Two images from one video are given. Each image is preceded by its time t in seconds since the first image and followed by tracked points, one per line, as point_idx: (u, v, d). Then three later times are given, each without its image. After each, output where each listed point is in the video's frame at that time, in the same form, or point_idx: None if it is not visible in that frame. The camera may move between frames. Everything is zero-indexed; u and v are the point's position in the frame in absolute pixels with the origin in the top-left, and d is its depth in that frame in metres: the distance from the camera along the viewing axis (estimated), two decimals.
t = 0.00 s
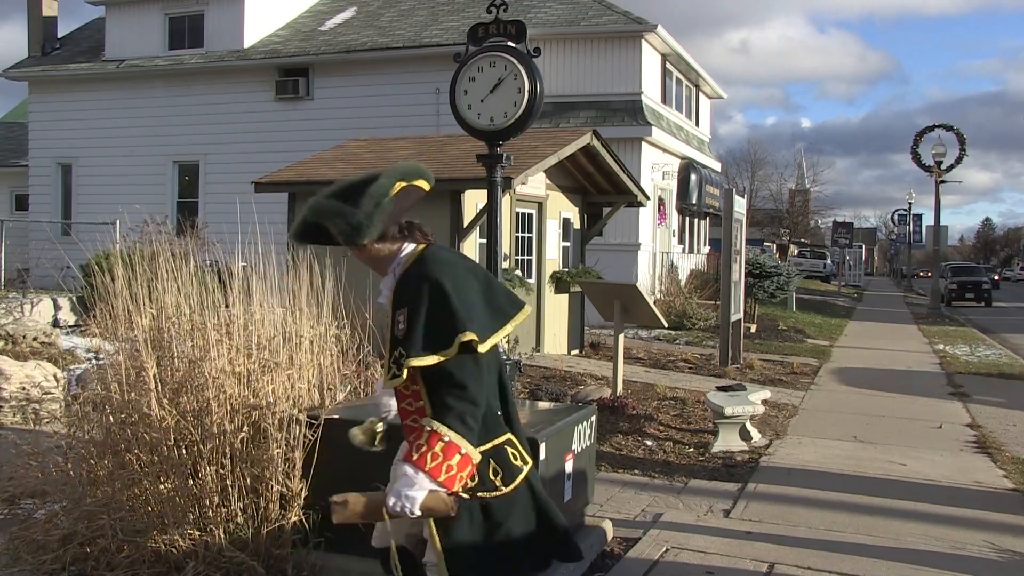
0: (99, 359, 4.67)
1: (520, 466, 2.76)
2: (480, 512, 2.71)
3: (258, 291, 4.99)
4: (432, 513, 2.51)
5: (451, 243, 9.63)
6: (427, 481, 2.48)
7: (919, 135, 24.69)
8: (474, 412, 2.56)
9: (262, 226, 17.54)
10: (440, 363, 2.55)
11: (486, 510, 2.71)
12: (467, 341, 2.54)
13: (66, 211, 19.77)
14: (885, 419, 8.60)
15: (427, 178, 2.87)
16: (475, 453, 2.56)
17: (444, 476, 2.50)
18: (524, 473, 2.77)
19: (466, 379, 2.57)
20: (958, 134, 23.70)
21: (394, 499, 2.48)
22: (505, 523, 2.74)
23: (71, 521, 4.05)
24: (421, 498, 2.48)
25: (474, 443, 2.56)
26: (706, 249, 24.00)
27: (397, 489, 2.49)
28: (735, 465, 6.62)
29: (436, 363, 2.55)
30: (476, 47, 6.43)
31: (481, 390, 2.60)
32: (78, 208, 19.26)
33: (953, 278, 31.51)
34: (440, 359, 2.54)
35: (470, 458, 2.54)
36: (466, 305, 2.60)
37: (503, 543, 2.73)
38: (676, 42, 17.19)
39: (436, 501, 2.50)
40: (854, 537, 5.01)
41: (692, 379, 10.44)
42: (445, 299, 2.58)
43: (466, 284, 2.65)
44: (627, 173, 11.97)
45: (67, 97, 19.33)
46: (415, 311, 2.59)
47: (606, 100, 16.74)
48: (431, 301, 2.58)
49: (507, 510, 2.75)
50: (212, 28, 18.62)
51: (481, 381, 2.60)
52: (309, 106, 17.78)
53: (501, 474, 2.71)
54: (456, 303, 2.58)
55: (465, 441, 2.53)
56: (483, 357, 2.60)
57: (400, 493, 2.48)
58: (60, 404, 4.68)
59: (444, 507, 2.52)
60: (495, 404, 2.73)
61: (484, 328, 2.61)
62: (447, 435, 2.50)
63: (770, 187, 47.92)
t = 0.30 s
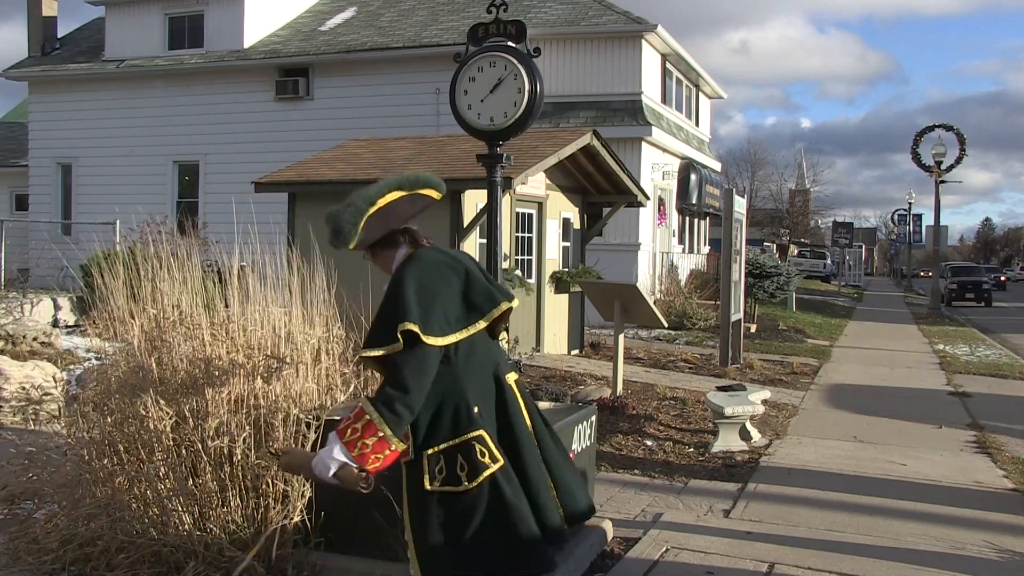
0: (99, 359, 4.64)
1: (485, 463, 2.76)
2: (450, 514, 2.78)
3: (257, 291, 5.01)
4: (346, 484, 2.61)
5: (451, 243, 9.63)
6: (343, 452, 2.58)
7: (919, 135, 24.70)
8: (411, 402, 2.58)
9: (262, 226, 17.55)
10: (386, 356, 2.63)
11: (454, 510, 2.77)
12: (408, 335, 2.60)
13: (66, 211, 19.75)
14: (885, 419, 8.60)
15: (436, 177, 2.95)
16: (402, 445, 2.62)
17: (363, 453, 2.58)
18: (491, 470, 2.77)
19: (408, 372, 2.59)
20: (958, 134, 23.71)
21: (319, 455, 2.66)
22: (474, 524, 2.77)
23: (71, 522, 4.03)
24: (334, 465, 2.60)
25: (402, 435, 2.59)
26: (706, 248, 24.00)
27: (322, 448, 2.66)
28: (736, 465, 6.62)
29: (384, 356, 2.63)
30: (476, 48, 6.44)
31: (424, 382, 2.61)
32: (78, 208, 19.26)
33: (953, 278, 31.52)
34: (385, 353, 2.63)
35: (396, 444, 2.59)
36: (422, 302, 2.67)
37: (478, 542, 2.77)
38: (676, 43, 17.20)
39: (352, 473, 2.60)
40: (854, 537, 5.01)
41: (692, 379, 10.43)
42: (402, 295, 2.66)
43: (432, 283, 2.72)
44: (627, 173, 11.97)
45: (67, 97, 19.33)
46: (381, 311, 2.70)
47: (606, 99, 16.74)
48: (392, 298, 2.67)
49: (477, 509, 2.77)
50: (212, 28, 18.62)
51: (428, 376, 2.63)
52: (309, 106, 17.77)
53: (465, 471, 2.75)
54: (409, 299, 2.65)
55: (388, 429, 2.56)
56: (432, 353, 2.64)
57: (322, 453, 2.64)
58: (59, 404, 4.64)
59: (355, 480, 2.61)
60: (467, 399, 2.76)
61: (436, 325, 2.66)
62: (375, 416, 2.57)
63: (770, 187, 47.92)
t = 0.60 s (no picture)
0: (99, 359, 4.64)
1: (461, 443, 3.02)
2: (431, 491, 3.06)
3: (258, 291, 5.01)
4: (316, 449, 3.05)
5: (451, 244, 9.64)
6: (309, 424, 2.99)
7: (919, 135, 24.69)
8: (378, 385, 2.89)
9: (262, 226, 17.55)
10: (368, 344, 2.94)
11: (434, 487, 3.05)
12: (387, 329, 2.90)
13: (66, 211, 19.76)
14: (885, 419, 8.59)
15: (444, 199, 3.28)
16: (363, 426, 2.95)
17: (325, 429, 2.97)
18: (466, 451, 3.02)
19: (379, 361, 2.89)
20: (958, 134, 23.73)
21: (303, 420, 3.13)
22: (451, 499, 3.03)
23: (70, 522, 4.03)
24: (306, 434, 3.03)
25: (362, 419, 2.91)
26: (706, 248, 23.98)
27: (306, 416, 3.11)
28: (735, 465, 6.62)
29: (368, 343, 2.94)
30: (476, 48, 6.45)
31: (391, 369, 2.89)
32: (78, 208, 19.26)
33: (953, 278, 31.49)
34: (368, 340, 2.94)
35: (355, 424, 2.92)
36: (412, 300, 2.97)
37: (455, 517, 3.02)
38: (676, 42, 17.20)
39: (322, 441, 3.01)
40: (855, 537, 5.01)
41: (692, 379, 10.43)
42: (395, 292, 2.97)
43: (429, 286, 3.03)
44: (627, 173, 11.97)
45: (67, 97, 19.33)
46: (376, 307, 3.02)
47: (606, 99, 16.74)
48: (386, 295, 2.98)
49: (452, 489, 3.03)
50: (212, 28, 18.62)
51: (403, 364, 2.92)
52: (309, 106, 17.77)
53: (444, 450, 3.03)
54: (400, 296, 2.96)
55: (347, 410, 2.89)
56: (411, 345, 2.93)
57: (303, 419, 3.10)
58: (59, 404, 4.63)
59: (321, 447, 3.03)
60: (458, 386, 3.05)
61: (423, 322, 2.96)
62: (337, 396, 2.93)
63: (770, 187, 47.87)
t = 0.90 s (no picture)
0: (99, 359, 4.65)
1: (467, 439, 3.02)
2: (436, 485, 3.06)
3: (258, 291, 5.02)
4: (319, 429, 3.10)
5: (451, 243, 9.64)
6: (311, 407, 3.02)
7: (919, 135, 24.70)
8: (377, 380, 2.90)
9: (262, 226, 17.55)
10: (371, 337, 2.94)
11: (439, 481, 3.05)
12: (390, 325, 2.90)
13: (66, 211, 19.75)
14: (885, 419, 8.60)
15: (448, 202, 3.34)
16: (363, 415, 2.97)
17: (326, 414, 2.99)
18: (472, 446, 3.02)
19: (380, 354, 2.89)
20: (958, 133, 23.76)
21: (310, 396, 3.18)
22: (459, 493, 3.04)
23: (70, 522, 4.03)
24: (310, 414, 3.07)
25: (361, 410, 2.93)
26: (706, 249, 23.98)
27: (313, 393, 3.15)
28: (735, 465, 6.62)
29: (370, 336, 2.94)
30: (476, 47, 6.45)
31: (392, 363, 2.90)
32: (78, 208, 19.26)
33: (953, 278, 31.51)
34: (370, 333, 2.94)
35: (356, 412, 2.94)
36: (419, 299, 2.97)
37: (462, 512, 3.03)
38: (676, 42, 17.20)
39: (324, 424, 3.04)
40: (855, 537, 5.01)
41: (692, 379, 10.43)
42: (402, 290, 2.98)
43: (436, 285, 3.04)
44: (627, 173, 11.97)
45: (67, 97, 19.32)
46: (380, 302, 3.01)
47: (606, 99, 16.74)
48: (393, 291, 2.98)
49: (458, 483, 3.03)
50: (212, 28, 18.62)
51: (404, 359, 2.92)
52: (309, 106, 17.77)
53: (449, 445, 3.03)
54: (406, 294, 2.96)
55: (346, 399, 2.91)
56: (413, 342, 2.93)
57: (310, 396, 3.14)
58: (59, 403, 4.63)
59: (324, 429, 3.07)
60: (460, 382, 3.04)
61: (427, 321, 2.97)
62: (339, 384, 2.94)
63: (770, 187, 47.88)
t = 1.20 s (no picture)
0: (99, 359, 4.65)
1: (473, 439, 3.02)
2: (441, 483, 3.05)
3: (258, 290, 5.01)
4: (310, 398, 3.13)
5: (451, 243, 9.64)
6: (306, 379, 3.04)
7: (919, 135, 24.71)
8: (374, 369, 2.92)
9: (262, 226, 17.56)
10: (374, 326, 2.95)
11: (444, 479, 3.04)
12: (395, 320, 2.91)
13: (66, 211, 19.76)
14: (885, 419, 8.60)
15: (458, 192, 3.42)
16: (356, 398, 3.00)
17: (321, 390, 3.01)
18: (477, 446, 3.03)
19: (381, 344, 2.91)
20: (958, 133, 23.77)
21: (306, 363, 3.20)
22: (465, 491, 3.03)
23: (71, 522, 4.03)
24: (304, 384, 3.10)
25: (356, 393, 2.96)
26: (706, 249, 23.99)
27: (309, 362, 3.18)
28: (735, 465, 6.62)
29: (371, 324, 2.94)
30: (476, 48, 6.45)
31: (392, 355, 2.91)
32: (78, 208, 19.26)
33: (953, 278, 31.52)
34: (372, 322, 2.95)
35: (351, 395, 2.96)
36: (429, 294, 2.98)
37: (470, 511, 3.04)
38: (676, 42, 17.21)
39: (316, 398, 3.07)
40: (855, 537, 5.01)
41: (692, 379, 10.43)
42: (413, 284, 2.98)
43: (445, 280, 3.04)
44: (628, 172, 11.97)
45: (67, 97, 19.33)
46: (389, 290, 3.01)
47: (606, 99, 16.74)
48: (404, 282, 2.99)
49: (464, 482, 3.03)
50: (212, 28, 18.62)
51: (403, 353, 2.93)
52: (309, 106, 17.78)
53: (453, 443, 3.02)
54: (416, 289, 2.96)
55: (342, 380, 2.94)
56: (416, 337, 2.94)
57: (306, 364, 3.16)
58: (59, 403, 4.63)
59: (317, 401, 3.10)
60: (462, 380, 3.04)
61: (433, 318, 2.98)
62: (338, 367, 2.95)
63: (770, 187, 47.89)
